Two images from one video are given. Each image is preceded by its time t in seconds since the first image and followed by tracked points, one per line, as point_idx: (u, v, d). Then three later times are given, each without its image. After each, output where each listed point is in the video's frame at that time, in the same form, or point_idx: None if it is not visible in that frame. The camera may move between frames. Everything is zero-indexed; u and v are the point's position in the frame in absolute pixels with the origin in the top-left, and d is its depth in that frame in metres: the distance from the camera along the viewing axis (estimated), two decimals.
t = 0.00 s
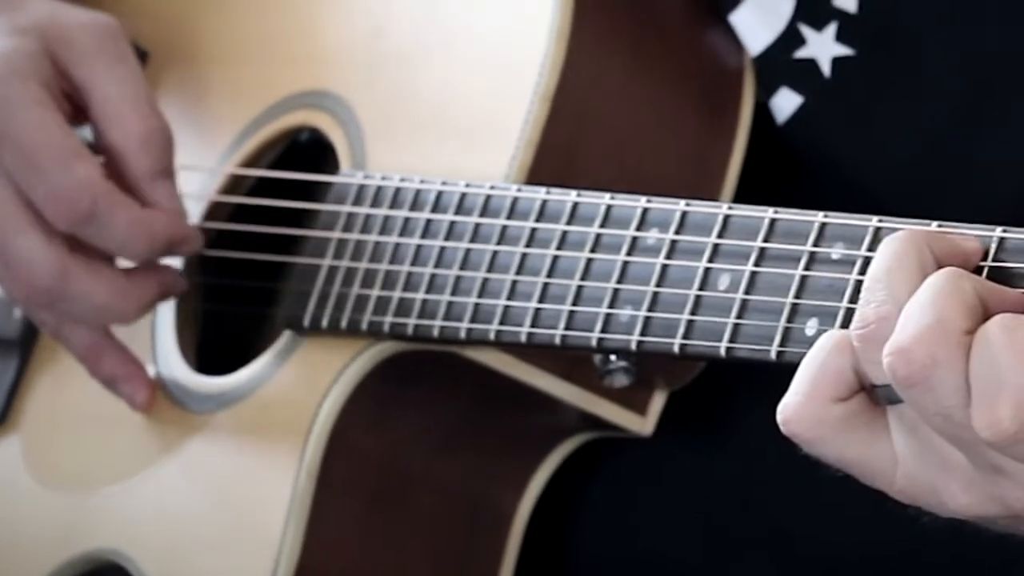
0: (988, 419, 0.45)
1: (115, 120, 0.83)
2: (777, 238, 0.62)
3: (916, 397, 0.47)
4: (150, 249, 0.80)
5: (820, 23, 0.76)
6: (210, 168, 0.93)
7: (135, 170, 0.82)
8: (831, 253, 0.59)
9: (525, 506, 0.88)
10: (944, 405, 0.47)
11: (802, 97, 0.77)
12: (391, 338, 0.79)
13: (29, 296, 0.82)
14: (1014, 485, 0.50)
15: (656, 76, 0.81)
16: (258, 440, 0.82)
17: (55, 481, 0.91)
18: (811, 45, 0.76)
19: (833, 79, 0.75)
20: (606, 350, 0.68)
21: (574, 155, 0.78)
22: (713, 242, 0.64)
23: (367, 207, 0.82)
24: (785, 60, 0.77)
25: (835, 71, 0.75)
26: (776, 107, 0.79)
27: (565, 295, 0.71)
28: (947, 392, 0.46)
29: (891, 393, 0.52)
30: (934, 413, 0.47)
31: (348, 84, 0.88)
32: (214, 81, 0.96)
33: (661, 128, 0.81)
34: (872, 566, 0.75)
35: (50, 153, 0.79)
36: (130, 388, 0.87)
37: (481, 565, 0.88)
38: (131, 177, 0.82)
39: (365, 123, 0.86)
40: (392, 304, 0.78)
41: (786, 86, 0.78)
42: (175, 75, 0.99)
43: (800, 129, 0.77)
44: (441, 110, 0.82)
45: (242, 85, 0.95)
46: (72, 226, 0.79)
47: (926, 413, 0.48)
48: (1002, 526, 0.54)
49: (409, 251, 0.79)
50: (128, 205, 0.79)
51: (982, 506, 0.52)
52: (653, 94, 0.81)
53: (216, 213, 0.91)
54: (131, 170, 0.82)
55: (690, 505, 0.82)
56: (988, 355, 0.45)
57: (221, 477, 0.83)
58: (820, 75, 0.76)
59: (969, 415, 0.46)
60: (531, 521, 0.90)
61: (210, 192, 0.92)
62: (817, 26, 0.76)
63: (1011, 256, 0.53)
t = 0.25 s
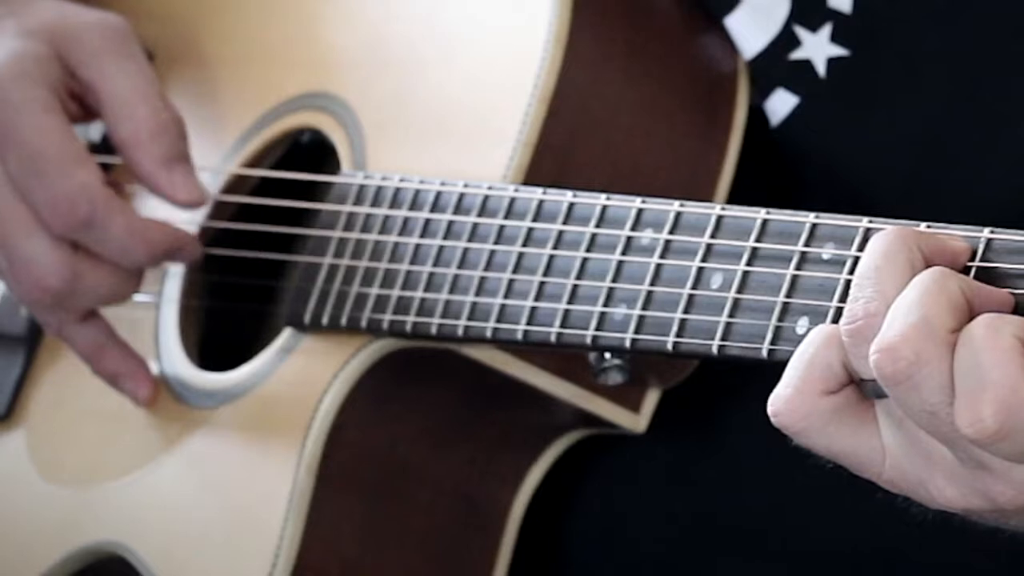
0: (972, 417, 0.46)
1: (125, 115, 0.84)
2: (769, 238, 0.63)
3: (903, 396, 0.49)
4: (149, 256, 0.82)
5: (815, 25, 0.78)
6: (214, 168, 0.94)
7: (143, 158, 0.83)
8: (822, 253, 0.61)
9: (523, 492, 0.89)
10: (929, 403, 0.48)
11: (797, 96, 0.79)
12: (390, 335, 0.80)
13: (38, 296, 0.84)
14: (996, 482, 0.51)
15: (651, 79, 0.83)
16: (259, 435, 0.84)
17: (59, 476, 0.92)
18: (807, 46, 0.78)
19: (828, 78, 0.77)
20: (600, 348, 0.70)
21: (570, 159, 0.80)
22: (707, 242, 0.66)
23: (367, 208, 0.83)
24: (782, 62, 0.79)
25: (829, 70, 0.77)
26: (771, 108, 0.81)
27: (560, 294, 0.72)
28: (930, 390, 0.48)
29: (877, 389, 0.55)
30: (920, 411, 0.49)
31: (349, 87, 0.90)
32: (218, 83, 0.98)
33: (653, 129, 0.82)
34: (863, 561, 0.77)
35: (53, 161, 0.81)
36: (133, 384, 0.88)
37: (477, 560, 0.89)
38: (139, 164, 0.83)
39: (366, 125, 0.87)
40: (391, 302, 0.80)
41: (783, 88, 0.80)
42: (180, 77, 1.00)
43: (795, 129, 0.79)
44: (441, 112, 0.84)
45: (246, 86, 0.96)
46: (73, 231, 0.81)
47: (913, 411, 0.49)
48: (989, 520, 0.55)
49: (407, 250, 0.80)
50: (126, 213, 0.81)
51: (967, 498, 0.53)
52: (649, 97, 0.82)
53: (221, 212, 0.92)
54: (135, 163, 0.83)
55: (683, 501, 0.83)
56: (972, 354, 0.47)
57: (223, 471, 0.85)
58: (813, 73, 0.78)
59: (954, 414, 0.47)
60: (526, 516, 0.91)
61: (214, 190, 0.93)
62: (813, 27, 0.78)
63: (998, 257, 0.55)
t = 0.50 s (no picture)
0: (954, 416, 0.48)
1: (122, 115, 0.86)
2: (758, 240, 0.65)
3: (888, 396, 0.50)
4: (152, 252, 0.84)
5: (807, 28, 0.80)
6: (217, 168, 0.96)
7: (140, 158, 0.84)
8: (809, 255, 0.62)
9: (517, 489, 0.91)
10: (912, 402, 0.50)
11: (789, 100, 0.81)
12: (388, 333, 0.82)
13: (36, 294, 0.86)
14: (978, 479, 0.53)
15: (644, 83, 0.85)
16: (260, 429, 0.85)
17: (64, 469, 0.94)
18: (799, 49, 0.80)
19: (818, 82, 0.79)
20: (593, 347, 0.72)
21: (566, 160, 0.82)
22: (698, 244, 0.68)
23: (366, 208, 0.85)
24: (775, 66, 0.81)
25: (819, 73, 0.79)
26: (764, 111, 0.82)
27: (554, 293, 0.74)
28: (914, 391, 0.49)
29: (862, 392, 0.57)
30: (905, 410, 0.50)
31: (349, 89, 0.92)
32: (222, 84, 1.00)
33: (646, 133, 0.84)
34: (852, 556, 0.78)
35: (55, 165, 0.84)
36: (136, 379, 0.90)
37: (473, 553, 0.91)
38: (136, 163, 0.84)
39: (366, 127, 0.89)
40: (389, 300, 0.82)
41: (775, 92, 0.82)
42: (185, 77, 1.02)
43: (787, 132, 0.81)
44: (439, 114, 0.86)
45: (249, 88, 0.98)
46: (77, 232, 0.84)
47: (897, 410, 0.51)
48: (972, 515, 0.57)
49: (405, 249, 0.82)
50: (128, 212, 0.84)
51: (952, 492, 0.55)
52: (642, 101, 0.84)
53: (223, 211, 0.94)
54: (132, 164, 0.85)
55: (676, 496, 0.85)
56: (955, 355, 0.48)
57: (225, 464, 0.87)
58: (807, 77, 0.80)
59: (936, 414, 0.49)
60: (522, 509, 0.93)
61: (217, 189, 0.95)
62: (805, 31, 0.80)
63: (982, 259, 0.57)
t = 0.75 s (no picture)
0: (933, 419, 0.50)
1: (128, 114, 0.87)
2: (744, 244, 0.67)
3: (871, 395, 0.52)
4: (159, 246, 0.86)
5: (795, 33, 0.81)
6: (218, 168, 0.98)
7: (147, 156, 0.86)
8: (794, 260, 0.64)
9: (507, 485, 0.93)
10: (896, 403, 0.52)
11: (778, 103, 0.82)
12: (382, 332, 0.84)
13: (44, 289, 0.88)
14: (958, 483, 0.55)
15: (633, 88, 0.86)
16: (258, 423, 0.87)
17: (66, 461, 0.96)
18: (788, 54, 0.82)
19: (806, 85, 0.81)
20: (583, 349, 0.74)
21: (557, 164, 0.84)
22: (685, 248, 0.70)
23: (361, 208, 0.87)
24: (764, 71, 0.83)
25: (808, 77, 0.81)
26: (753, 113, 0.84)
27: (545, 296, 0.76)
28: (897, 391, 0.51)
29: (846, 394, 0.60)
30: (888, 411, 0.52)
31: (346, 91, 0.93)
32: (222, 85, 1.02)
33: (638, 137, 0.86)
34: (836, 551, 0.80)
35: (66, 162, 0.85)
36: (138, 374, 0.92)
37: (465, 546, 0.93)
38: (144, 161, 0.86)
39: (362, 128, 0.91)
40: (384, 300, 0.83)
41: (764, 95, 0.83)
42: (186, 76, 1.04)
43: (776, 135, 0.83)
44: (435, 116, 0.87)
45: (248, 88, 1.00)
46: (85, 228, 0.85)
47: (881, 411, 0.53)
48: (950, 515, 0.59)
49: (401, 250, 0.84)
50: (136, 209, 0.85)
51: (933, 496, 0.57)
52: (633, 106, 0.86)
53: (223, 212, 0.96)
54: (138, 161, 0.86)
55: (664, 491, 0.87)
56: (937, 359, 0.50)
57: (224, 457, 0.89)
58: (795, 80, 0.81)
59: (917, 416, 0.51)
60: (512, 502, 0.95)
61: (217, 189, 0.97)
62: (794, 36, 0.81)
63: (962, 266, 0.58)
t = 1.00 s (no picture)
0: (898, 430, 0.50)
1: (126, 120, 0.90)
2: (716, 246, 0.69)
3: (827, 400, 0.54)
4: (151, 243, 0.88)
5: (787, 35, 0.82)
6: (216, 169, 1.01)
7: (139, 162, 0.88)
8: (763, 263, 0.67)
9: (497, 475, 0.96)
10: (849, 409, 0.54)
11: (771, 103, 0.83)
12: (370, 330, 0.86)
13: (45, 286, 0.91)
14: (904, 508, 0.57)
15: (615, 90, 0.89)
16: (251, 413, 0.90)
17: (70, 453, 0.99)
18: (779, 55, 0.83)
19: (799, 84, 0.82)
20: (561, 348, 0.76)
21: (540, 166, 0.86)
22: (659, 249, 0.72)
23: (351, 208, 0.89)
24: (756, 72, 0.84)
25: (801, 78, 0.82)
26: (745, 114, 0.85)
27: (525, 296, 0.79)
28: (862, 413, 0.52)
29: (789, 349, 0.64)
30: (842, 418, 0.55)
31: (339, 92, 0.96)
32: (222, 85, 1.04)
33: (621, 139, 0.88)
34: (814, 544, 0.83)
35: (61, 161, 0.88)
36: (137, 370, 0.95)
37: (456, 535, 0.96)
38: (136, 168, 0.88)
39: (354, 130, 0.94)
40: (372, 299, 0.86)
41: (758, 95, 0.84)
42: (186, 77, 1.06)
43: (768, 136, 0.84)
44: (425, 118, 0.90)
45: (247, 89, 1.03)
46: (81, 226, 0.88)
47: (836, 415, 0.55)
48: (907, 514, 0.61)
49: (389, 250, 0.87)
50: (129, 208, 0.87)
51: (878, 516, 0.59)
52: (615, 108, 0.88)
53: (219, 211, 0.99)
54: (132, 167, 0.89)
55: (647, 486, 0.90)
56: (894, 376, 0.51)
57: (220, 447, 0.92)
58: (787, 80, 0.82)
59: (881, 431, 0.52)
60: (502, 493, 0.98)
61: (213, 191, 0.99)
62: (784, 37, 0.82)
63: (924, 270, 0.60)
